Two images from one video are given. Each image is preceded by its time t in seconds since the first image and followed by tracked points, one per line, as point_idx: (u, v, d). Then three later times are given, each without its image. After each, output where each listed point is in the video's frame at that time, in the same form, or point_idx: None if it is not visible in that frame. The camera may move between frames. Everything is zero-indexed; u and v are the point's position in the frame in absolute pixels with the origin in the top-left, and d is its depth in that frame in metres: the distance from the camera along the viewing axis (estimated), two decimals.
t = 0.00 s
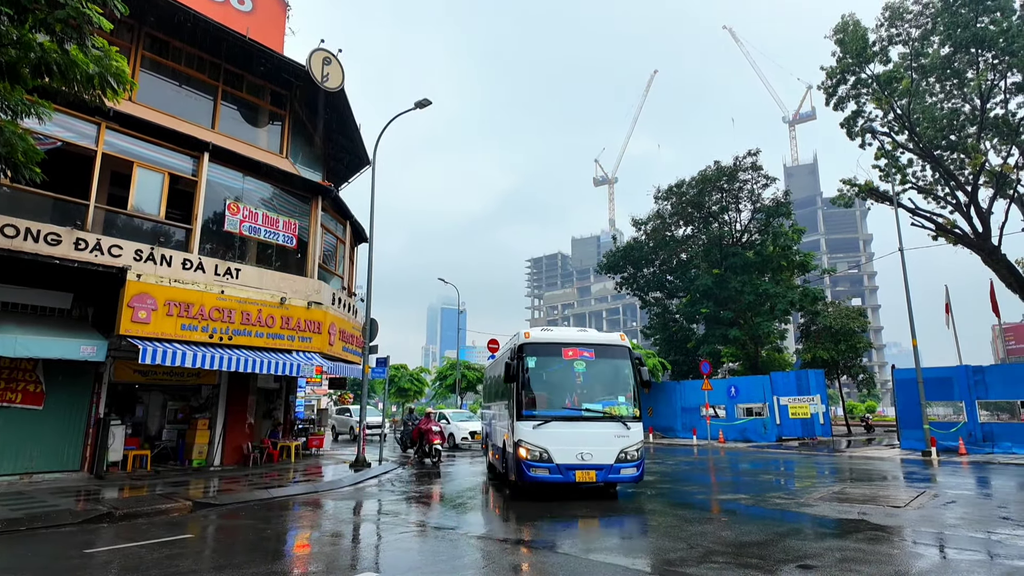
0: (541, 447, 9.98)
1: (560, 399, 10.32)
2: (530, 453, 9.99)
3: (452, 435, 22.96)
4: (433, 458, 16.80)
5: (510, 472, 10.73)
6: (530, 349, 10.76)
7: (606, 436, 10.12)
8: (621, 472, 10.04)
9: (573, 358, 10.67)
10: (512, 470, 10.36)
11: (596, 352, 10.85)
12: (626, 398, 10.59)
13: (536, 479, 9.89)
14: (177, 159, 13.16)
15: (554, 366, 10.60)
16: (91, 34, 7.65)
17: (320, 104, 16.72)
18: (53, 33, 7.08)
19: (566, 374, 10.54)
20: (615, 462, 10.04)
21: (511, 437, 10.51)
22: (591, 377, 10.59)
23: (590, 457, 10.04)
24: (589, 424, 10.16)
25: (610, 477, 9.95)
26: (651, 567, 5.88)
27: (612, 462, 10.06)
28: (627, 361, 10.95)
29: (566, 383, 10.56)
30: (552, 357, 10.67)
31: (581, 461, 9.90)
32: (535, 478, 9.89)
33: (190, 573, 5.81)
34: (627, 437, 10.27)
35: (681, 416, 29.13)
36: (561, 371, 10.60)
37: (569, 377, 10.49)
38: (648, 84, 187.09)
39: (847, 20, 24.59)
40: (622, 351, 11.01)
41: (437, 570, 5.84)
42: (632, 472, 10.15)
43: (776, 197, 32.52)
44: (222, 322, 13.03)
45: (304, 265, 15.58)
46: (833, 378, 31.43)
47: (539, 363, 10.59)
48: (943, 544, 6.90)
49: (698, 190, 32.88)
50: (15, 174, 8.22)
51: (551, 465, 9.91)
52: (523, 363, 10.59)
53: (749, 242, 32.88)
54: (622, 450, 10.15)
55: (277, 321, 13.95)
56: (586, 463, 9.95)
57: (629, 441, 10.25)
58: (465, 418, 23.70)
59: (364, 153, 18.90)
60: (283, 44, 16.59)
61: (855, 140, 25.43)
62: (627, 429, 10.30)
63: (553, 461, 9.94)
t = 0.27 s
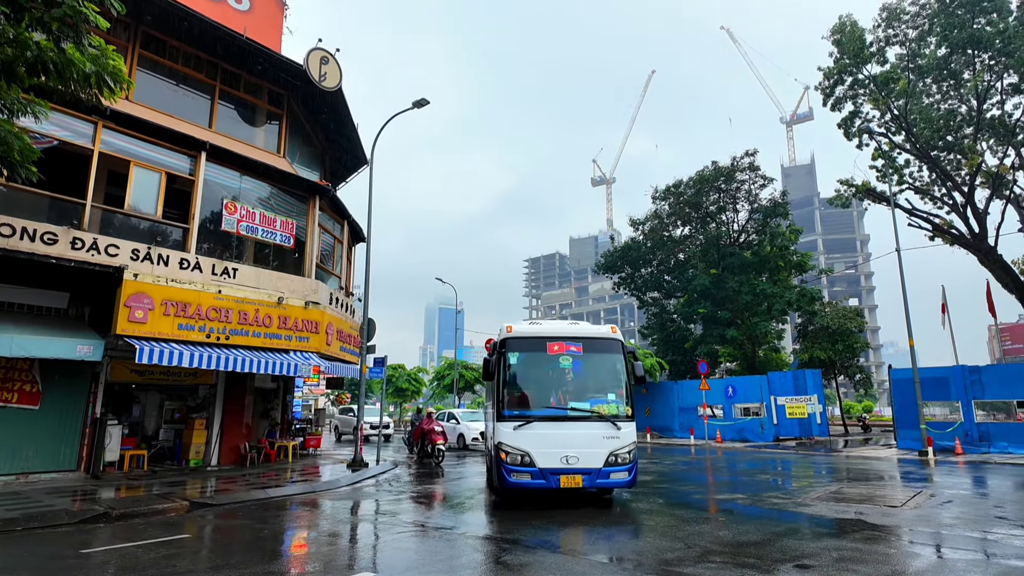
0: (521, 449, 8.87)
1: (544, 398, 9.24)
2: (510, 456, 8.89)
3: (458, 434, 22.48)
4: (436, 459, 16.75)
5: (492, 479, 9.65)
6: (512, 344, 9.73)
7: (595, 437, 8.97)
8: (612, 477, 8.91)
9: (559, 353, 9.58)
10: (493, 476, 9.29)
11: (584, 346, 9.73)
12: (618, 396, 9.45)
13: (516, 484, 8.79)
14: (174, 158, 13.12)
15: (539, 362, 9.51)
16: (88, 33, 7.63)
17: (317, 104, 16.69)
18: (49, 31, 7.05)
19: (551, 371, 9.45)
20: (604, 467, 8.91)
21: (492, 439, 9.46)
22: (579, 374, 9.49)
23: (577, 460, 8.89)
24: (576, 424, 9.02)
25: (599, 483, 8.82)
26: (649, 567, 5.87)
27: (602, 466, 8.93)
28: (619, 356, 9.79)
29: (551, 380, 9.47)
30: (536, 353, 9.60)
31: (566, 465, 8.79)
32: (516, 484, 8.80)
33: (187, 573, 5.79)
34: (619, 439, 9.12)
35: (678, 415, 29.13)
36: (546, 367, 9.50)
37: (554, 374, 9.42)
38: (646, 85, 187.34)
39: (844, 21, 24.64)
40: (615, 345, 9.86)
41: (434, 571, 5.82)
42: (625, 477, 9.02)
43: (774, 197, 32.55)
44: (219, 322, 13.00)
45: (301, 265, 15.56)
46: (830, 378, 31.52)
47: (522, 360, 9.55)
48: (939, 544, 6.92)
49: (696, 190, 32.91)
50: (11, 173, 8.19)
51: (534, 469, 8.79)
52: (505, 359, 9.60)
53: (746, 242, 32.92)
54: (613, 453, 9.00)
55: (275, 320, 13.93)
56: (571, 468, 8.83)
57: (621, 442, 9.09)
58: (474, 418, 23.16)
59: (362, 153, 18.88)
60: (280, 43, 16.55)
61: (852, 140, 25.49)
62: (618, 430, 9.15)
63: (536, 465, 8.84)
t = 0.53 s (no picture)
0: (498, 453, 8.15)
1: (524, 397, 8.51)
2: (486, 460, 8.18)
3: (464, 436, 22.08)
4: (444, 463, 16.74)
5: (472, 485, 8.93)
6: (492, 340, 9.02)
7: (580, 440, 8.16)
8: (597, 484, 8.08)
9: (542, 349, 8.83)
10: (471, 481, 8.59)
11: (570, 341, 8.95)
12: (606, 395, 8.63)
13: (493, 491, 8.08)
14: (173, 158, 13.11)
15: (520, 359, 8.79)
16: (88, 33, 7.63)
17: (316, 104, 16.69)
18: (49, 31, 7.05)
19: (533, 368, 8.72)
20: (589, 472, 8.08)
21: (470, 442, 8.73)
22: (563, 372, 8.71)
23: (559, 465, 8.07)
24: (557, 426, 8.24)
25: (583, 490, 8.01)
26: (649, 567, 5.87)
27: (587, 472, 8.09)
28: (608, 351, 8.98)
29: (534, 378, 8.71)
30: (517, 349, 8.89)
31: (547, 470, 7.98)
32: (494, 491, 8.08)
33: (187, 572, 5.80)
34: (607, 442, 8.27)
35: (677, 416, 29.11)
36: (527, 364, 8.78)
37: (537, 373, 8.68)
38: (645, 85, 187.28)
39: (844, 21, 24.66)
40: (603, 340, 9.06)
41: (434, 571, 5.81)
42: (612, 484, 8.16)
43: (773, 197, 32.55)
44: (218, 322, 13.00)
45: (301, 265, 15.55)
46: (830, 379, 31.54)
47: (501, 357, 8.83)
48: (938, 544, 6.93)
49: (695, 190, 32.93)
50: (10, 173, 8.18)
51: (512, 475, 8.05)
52: (483, 357, 8.88)
53: (746, 242, 32.93)
54: (599, 457, 8.16)
55: (274, 321, 13.93)
56: (552, 473, 8.01)
57: (610, 445, 8.25)
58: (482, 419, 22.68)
59: (361, 153, 18.88)
60: (280, 43, 16.55)
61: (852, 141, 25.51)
62: (605, 432, 8.30)
63: (514, 471, 8.08)
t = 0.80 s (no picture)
0: (470, 456, 7.47)
1: (500, 395, 7.79)
2: (458, 464, 7.52)
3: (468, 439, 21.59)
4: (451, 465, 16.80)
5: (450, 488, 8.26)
6: (469, 335, 8.35)
7: (558, 443, 7.42)
8: (578, 491, 7.34)
9: (522, 344, 8.11)
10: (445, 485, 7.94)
11: (552, 336, 8.19)
12: (591, 394, 7.84)
13: (465, 497, 7.40)
14: (174, 158, 13.13)
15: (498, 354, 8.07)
16: (89, 33, 7.64)
17: (318, 104, 16.71)
18: (50, 31, 7.06)
19: (512, 364, 7.99)
20: (569, 478, 7.34)
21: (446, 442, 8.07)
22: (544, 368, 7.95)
23: (536, 470, 7.33)
24: (534, 427, 7.50)
25: (561, 497, 7.28)
26: (650, 568, 5.87)
27: (567, 478, 7.35)
28: (595, 347, 8.17)
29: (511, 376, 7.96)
30: (495, 343, 8.18)
31: (522, 475, 7.28)
32: (464, 497, 7.40)
33: (188, 572, 5.80)
34: (589, 446, 7.49)
35: (678, 416, 29.08)
36: (505, 360, 8.04)
37: (514, 369, 7.94)
38: (646, 85, 187.33)
39: (845, 21, 24.65)
40: (590, 335, 8.27)
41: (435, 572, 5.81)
42: (595, 492, 7.39)
43: (774, 198, 32.53)
44: (219, 322, 13.00)
45: (302, 265, 15.57)
46: (831, 379, 31.52)
47: (477, 353, 8.14)
48: (940, 544, 6.93)
49: (696, 190, 32.91)
50: (12, 173, 8.19)
51: (483, 480, 7.36)
52: (459, 351, 8.21)
53: (747, 243, 32.91)
54: (579, 462, 7.40)
55: (275, 321, 13.94)
56: (528, 479, 7.30)
57: (592, 448, 7.49)
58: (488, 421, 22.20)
59: (363, 153, 18.90)
60: (281, 44, 16.56)
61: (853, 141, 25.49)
62: (587, 435, 7.53)
63: (486, 475, 7.38)
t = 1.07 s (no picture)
0: (428, 459, 6.79)
1: (465, 393, 7.07)
2: (415, 467, 6.85)
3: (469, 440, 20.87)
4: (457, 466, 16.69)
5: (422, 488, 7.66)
6: (434, 327, 7.67)
7: (523, 446, 6.63)
8: (544, 500, 6.53)
9: (490, 336, 7.39)
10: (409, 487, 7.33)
11: (524, 328, 7.45)
12: (564, 391, 7.03)
13: (422, 505, 6.75)
14: (175, 159, 13.14)
15: (464, 348, 7.35)
16: (91, 34, 7.66)
17: (319, 104, 16.72)
18: (53, 31, 7.08)
19: (478, 358, 7.24)
20: (534, 486, 6.54)
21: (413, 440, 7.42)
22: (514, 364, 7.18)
23: (498, 476, 6.58)
24: (498, 429, 6.74)
25: (525, 507, 6.50)
26: (652, 569, 5.86)
27: (532, 485, 6.55)
28: (571, 340, 7.35)
29: (476, 371, 7.23)
30: (461, 336, 7.48)
31: (482, 481, 6.55)
32: (421, 504, 6.74)
33: (189, 572, 5.80)
34: (559, 450, 6.67)
35: (680, 416, 29.04)
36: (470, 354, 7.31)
37: (479, 364, 7.21)
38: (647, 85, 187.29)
39: (846, 21, 24.63)
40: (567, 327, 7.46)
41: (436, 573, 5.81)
42: (564, 501, 6.58)
43: (775, 198, 32.50)
44: (220, 322, 13.01)
45: (303, 265, 15.57)
46: (832, 379, 31.50)
47: (440, 346, 7.45)
48: (941, 545, 6.92)
49: (698, 190, 32.89)
50: (14, 173, 8.19)
51: (441, 487, 6.68)
52: (422, 345, 7.54)
53: (748, 243, 32.87)
54: (547, 467, 6.60)
55: (277, 321, 13.95)
56: (489, 486, 6.58)
57: (561, 452, 6.66)
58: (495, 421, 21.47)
59: (364, 153, 18.91)
60: (282, 44, 16.58)
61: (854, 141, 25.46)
62: (556, 438, 6.71)
63: (445, 481, 6.69)
